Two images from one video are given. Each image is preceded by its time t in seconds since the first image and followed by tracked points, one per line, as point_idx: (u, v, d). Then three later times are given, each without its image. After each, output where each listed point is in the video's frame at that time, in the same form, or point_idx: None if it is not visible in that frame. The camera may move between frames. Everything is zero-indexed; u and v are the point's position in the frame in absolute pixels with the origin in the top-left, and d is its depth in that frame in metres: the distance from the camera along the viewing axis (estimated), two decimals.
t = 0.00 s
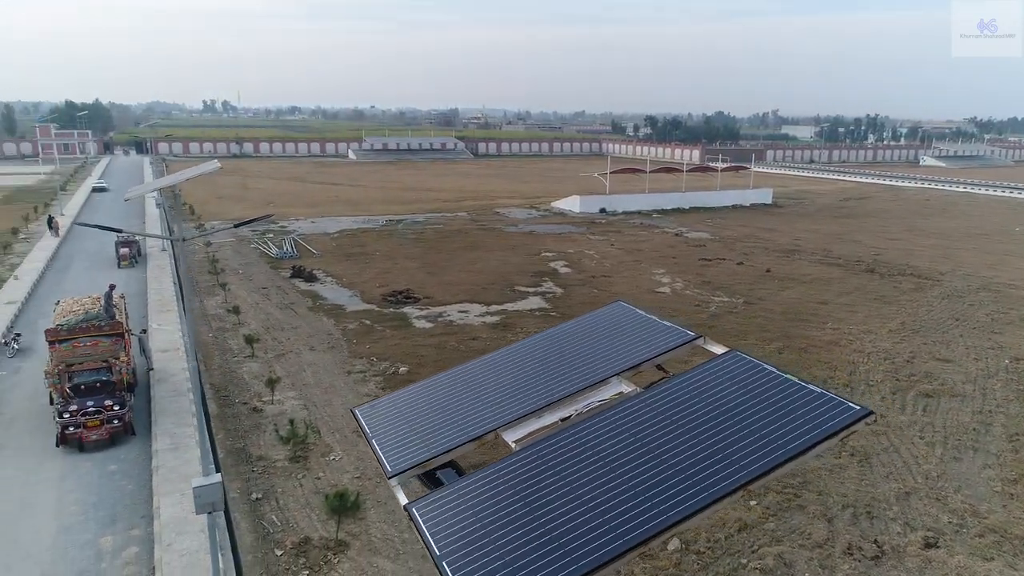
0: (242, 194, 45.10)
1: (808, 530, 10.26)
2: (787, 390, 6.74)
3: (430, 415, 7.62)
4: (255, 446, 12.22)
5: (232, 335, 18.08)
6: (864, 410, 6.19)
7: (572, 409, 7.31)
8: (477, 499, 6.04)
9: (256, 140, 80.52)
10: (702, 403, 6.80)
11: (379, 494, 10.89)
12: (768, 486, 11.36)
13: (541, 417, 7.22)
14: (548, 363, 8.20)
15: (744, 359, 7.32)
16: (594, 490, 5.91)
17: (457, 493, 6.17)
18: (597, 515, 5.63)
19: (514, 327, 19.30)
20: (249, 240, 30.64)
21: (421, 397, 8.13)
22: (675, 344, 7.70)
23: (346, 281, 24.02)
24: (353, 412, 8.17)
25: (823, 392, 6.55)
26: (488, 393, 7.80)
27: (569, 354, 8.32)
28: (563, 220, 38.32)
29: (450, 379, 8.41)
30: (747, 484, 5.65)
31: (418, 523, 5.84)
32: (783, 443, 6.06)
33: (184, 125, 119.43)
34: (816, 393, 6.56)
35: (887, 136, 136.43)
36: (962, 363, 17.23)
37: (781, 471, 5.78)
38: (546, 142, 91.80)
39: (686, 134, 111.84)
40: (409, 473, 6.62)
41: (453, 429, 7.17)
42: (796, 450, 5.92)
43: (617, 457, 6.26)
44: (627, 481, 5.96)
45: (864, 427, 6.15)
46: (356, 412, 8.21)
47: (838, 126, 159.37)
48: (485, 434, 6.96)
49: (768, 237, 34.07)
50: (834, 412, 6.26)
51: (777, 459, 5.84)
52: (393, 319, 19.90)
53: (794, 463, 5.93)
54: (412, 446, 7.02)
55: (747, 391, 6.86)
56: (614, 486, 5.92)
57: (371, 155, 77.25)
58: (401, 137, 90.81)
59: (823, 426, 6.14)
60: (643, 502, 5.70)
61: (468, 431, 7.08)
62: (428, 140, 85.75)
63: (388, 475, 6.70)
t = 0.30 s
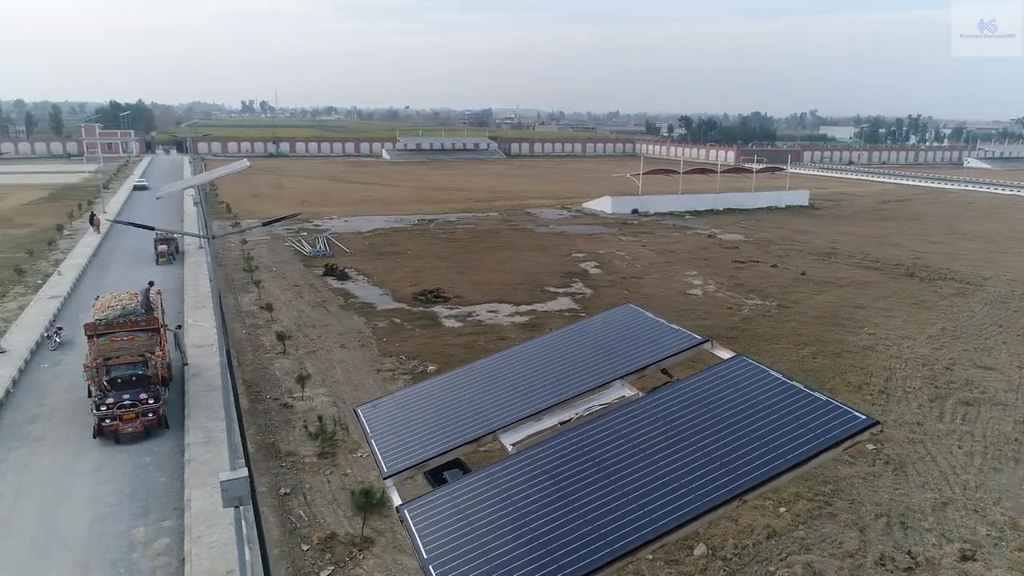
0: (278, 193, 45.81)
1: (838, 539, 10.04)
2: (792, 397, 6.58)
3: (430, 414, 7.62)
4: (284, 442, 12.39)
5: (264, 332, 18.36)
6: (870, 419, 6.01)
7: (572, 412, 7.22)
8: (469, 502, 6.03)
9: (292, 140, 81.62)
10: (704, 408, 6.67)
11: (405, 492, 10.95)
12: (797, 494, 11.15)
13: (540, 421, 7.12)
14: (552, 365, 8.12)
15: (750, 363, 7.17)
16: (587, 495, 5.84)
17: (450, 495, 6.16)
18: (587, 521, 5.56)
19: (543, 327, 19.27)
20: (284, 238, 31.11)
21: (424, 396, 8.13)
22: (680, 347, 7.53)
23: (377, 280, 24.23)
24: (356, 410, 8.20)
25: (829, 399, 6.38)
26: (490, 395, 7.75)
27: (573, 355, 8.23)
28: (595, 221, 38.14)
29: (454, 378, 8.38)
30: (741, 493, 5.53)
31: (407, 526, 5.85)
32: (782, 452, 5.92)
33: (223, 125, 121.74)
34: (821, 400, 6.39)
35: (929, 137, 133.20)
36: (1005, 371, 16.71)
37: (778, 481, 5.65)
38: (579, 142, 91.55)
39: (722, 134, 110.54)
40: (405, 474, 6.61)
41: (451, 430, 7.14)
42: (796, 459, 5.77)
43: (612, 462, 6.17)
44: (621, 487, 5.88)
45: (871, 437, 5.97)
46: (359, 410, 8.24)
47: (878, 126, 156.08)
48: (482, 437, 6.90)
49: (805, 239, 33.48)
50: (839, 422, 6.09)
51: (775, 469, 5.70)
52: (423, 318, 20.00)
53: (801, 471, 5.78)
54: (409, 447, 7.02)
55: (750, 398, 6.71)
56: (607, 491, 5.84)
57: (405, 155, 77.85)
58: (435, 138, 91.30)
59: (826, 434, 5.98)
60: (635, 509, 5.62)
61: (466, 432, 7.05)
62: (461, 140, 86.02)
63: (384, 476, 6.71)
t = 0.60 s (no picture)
0: (313, 192, 46.38)
1: (870, 548, 9.82)
2: (794, 407, 6.48)
3: (430, 417, 7.54)
4: (312, 438, 12.53)
5: (296, 329, 18.60)
6: (872, 431, 5.90)
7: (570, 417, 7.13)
8: (461, 504, 5.99)
9: (326, 140, 82.52)
10: (703, 415, 6.58)
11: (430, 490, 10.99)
12: (829, 501, 10.94)
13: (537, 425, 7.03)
14: (554, 368, 8.01)
15: (753, 372, 7.06)
16: (579, 500, 5.78)
17: (442, 497, 6.12)
18: (578, 528, 5.50)
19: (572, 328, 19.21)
20: (317, 237, 31.48)
21: (426, 397, 8.06)
22: (685, 354, 7.41)
23: (407, 279, 24.38)
24: (359, 410, 8.15)
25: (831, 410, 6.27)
26: (491, 397, 7.66)
27: (576, 359, 8.12)
28: (627, 222, 37.89)
29: (457, 379, 8.31)
30: (736, 503, 5.45)
31: (398, 528, 5.81)
32: (780, 463, 5.84)
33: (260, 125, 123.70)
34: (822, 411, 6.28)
35: (974, 137, 129.66)
36: None
37: (774, 493, 5.57)
38: (612, 142, 91.04)
39: (758, 135, 108.96)
40: (401, 477, 6.54)
41: (449, 433, 7.06)
42: (794, 471, 5.68)
43: (607, 468, 6.10)
44: (614, 493, 5.81)
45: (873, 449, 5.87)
46: (362, 410, 8.20)
47: (920, 127, 152.40)
48: (480, 441, 6.79)
49: (841, 242, 32.84)
50: (839, 433, 5.99)
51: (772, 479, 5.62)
52: (452, 317, 20.08)
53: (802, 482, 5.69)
54: (407, 450, 6.94)
55: (751, 406, 6.61)
56: (600, 497, 5.78)
57: (438, 155, 78.26)
58: (468, 138, 91.57)
59: (826, 446, 5.89)
60: (627, 518, 5.54)
61: (464, 435, 6.95)
62: (494, 140, 86.05)
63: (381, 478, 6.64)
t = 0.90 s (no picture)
0: (345, 192, 46.84)
1: (900, 559, 9.60)
2: (794, 419, 6.33)
3: (426, 420, 7.52)
4: (339, 435, 12.66)
5: (326, 327, 18.81)
6: (871, 447, 5.76)
7: (568, 423, 7.01)
8: (452, 510, 5.97)
9: (359, 140, 83.36)
10: (700, 425, 6.47)
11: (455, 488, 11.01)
12: (859, 510, 10.70)
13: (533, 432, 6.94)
14: (553, 374, 7.94)
15: (754, 381, 6.91)
16: (568, 509, 5.71)
17: (433, 503, 6.11)
18: (565, 537, 5.43)
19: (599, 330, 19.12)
20: (348, 236, 31.81)
21: (424, 400, 8.04)
22: (685, 362, 7.29)
23: (436, 279, 24.49)
24: (360, 412, 8.16)
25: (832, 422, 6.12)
26: (488, 402, 7.62)
27: (576, 365, 8.04)
28: (658, 223, 37.61)
29: (458, 383, 8.28)
30: (726, 517, 5.36)
31: (387, 532, 5.81)
32: (774, 476, 5.72)
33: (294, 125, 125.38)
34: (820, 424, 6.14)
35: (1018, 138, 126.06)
36: None
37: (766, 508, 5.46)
38: (644, 143, 90.45)
39: (793, 135, 107.23)
40: (395, 480, 6.54)
41: (443, 437, 7.04)
42: (788, 485, 5.56)
43: (599, 476, 6.03)
44: (604, 501, 5.74)
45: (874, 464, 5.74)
46: (362, 412, 8.22)
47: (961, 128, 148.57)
48: (477, 445, 6.77)
49: (878, 245, 32.18)
50: (838, 448, 5.85)
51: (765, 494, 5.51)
52: (480, 317, 20.12)
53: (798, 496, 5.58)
54: (401, 454, 6.94)
55: (750, 417, 6.48)
56: (589, 506, 5.71)
57: (469, 155, 78.54)
58: (499, 138, 91.70)
59: (823, 461, 5.76)
60: (614, 526, 5.46)
61: (461, 440, 6.90)
62: (525, 141, 86.09)
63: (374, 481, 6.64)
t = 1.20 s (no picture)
0: (377, 191, 47.27)
1: (935, 571, 9.35)
2: (793, 429, 6.10)
3: (424, 425, 7.46)
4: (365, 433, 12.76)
5: (354, 326, 18.99)
6: (870, 460, 5.51)
7: (563, 430, 6.85)
8: (438, 517, 5.92)
9: (392, 140, 84.06)
10: (695, 434, 6.28)
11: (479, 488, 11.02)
12: (891, 519, 10.45)
13: (528, 438, 6.80)
14: (554, 379, 7.80)
15: (756, 390, 6.69)
16: (552, 519, 5.61)
17: (422, 508, 6.06)
18: (549, 548, 5.31)
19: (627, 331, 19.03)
20: (378, 235, 32.10)
21: (425, 403, 7.99)
22: (686, 369, 7.09)
23: (465, 278, 24.58)
24: (362, 415, 8.18)
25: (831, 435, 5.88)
26: (486, 407, 7.52)
27: (578, 370, 7.88)
28: (689, 224, 37.26)
29: (458, 387, 8.23)
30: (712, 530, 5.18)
31: (376, 540, 5.77)
32: (765, 490, 5.52)
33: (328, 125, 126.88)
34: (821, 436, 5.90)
35: None
36: None
37: (755, 523, 5.26)
38: (676, 143, 89.72)
39: (830, 137, 105.33)
40: (386, 485, 6.48)
41: (437, 443, 6.96)
42: (778, 500, 5.36)
43: (586, 486, 5.90)
44: (589, 512, 5.61)
45: (874, 479, 5.49)
46: (366, 416, 8.22)
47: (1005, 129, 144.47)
48: (470, 449, 6.70)
49: (916, 248, 31.46)
50: (835, 461, 5.62)
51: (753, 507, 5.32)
52: (507, 318, 20.13)
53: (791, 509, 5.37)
54: (395, 459, 6.90)
55: (746, 428, 6.26)
56: (573, 516, 5.59)
57: (500, 156, 78.70)
58: (531, 138, 91.63)
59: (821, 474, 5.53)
60: (600, 538, 5.32)
61: (452, 445, 6.84)
62: (556, 141, 85.97)
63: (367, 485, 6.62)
